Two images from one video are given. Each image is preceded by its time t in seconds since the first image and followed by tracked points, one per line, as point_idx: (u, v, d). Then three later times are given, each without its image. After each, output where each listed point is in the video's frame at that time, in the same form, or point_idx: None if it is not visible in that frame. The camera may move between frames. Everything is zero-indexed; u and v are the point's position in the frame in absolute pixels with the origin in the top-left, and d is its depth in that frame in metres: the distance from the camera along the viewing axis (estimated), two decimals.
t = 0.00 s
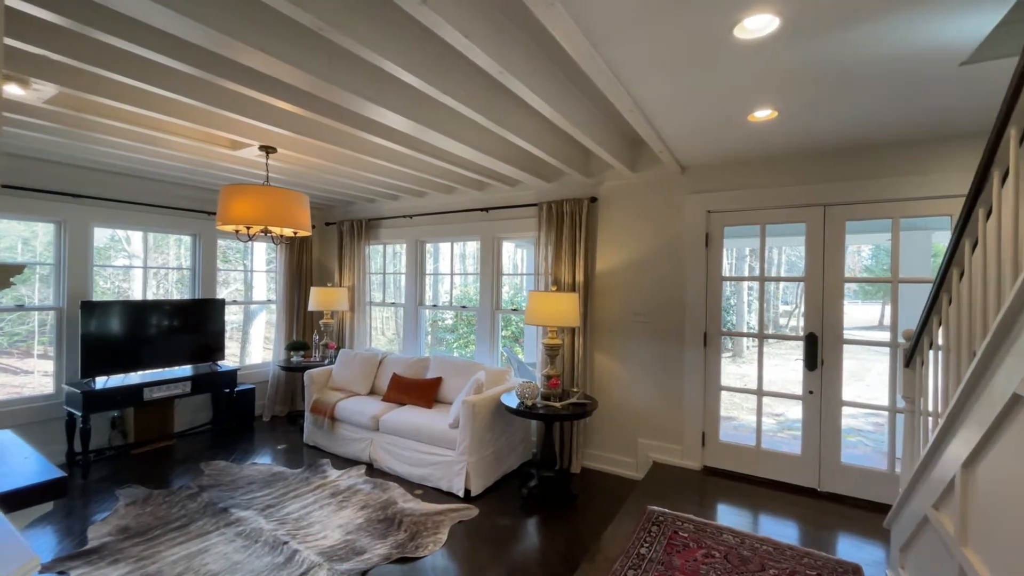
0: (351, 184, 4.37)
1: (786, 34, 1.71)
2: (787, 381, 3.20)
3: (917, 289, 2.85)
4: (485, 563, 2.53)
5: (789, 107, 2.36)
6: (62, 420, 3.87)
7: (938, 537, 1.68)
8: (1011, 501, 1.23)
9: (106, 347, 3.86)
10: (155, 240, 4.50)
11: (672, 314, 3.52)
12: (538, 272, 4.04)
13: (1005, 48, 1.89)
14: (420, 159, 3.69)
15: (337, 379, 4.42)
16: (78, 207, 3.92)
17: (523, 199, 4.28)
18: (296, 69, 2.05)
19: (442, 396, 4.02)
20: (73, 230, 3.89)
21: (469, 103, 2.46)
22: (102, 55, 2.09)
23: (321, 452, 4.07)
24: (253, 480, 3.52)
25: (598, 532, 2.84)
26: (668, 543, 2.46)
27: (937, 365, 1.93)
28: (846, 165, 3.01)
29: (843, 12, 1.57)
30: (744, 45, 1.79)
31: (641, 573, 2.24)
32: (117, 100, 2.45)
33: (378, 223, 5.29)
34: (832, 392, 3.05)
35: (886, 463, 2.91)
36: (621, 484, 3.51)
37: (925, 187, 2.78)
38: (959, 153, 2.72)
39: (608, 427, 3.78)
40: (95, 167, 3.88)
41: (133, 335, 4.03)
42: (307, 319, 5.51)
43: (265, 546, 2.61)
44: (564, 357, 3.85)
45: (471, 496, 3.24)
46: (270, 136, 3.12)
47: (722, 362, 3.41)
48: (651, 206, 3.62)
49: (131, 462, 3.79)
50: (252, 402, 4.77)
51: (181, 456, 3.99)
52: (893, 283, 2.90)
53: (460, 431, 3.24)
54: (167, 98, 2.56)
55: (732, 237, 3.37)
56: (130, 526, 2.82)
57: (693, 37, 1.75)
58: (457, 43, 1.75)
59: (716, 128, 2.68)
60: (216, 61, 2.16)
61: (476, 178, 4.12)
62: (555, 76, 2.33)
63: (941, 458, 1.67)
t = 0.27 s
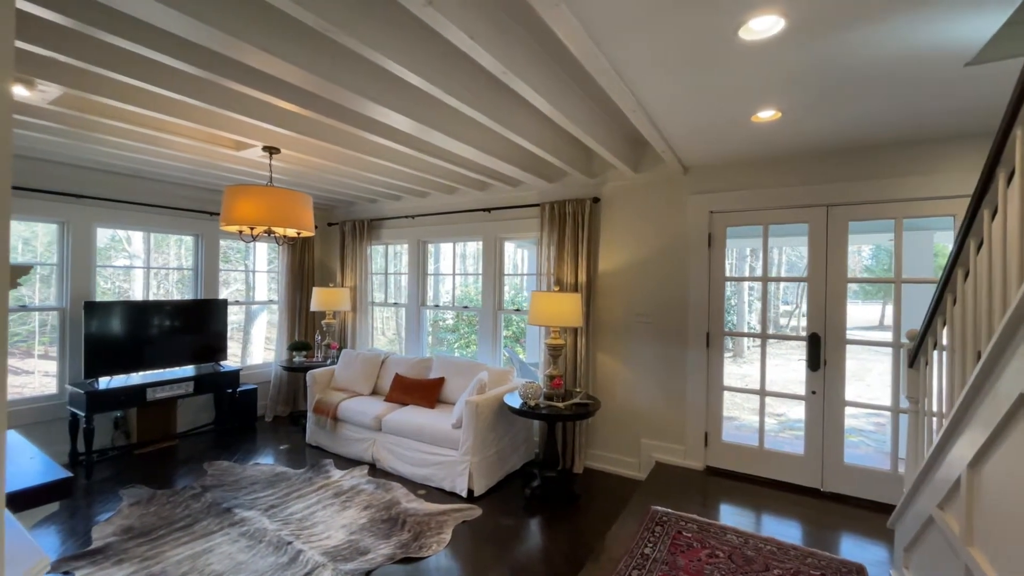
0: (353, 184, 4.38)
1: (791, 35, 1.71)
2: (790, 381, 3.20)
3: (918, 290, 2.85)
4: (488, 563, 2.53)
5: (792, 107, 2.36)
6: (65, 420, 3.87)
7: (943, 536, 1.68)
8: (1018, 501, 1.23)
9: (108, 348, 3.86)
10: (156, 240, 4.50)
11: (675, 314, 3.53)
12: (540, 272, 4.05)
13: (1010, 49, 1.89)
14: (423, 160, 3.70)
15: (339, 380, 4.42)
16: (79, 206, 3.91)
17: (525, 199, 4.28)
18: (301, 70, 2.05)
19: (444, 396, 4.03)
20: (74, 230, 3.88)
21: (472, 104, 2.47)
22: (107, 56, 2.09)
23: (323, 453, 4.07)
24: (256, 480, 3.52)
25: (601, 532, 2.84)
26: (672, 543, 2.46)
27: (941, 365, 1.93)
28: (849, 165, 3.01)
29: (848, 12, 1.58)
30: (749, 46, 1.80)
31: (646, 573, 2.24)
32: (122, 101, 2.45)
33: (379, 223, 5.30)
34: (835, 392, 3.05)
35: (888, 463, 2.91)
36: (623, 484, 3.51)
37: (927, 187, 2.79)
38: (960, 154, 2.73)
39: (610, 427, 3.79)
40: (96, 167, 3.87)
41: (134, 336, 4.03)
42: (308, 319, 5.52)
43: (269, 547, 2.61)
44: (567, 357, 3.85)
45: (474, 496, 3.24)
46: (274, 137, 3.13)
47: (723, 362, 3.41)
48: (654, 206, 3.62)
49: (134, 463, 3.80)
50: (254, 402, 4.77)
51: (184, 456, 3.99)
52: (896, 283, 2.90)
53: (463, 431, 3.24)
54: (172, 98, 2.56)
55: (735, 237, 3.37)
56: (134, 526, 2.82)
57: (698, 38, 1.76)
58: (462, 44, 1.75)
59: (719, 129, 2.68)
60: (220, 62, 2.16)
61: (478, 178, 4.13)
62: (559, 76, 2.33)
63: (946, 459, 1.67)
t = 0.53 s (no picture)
0: (357, 184, 4.39)
1: (797, 35, 1.72)
2: (794, 381, 3.20)
3: (922, 290, 2.85)
4: (493, 563, 2.54)
5: (797, 107, 2.37)
6: (70, 420, 3.89)
7: (949, 536, 1.68)
8: None
9: (111, 348, 3.88)
10: (158, 240, 4.50)
11: (679, 314, 3.53)
12: (543, 272, 4.05)
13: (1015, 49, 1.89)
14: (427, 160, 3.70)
15: (343, 379, 4.43)
16: (82, 207, 3.91)
17: (528, 200, 4.29)
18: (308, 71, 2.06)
19: (448, 396, 4.03)
20: (78, 230, 3.89)
21: (477, 104, 2.47)
22: (114, 57, 2.10)
23: (327, 452, 4.08)
24: (261, 479, 3.54)
25: (606, 532, 2.84)
26: (677, 543, 2.46)
27: (947, 365, 1.93)
28: (853, 165, 3.01)
29: (854, 13, 1.58)
30: (755, 47, 1.80)
31: (651, 572, 2.24)
32: (129, 102, 2.46)
33: (383, 224, 5.31)
34: (839, 392, 3.05)
35: (892, 464, 2.91)
36: (627, 484, 3.51)
37: (932, 187, 2.79)
38: (964, 154, 2.73)
39: (614, 427, 3.79)
40: (100, 167, 3.88)
41: (137, 336, 4.04)
42: (312, 319, 5.53)
43: (275, 545, 2.62)
44: (570, 357, 3.86)
45: (478, 496, 3.25)
46: (279, 137, 3.14)
47: (727, 362, 3.41)
48: (657, 206, 3.62)
49: (139, 462, 3.81)
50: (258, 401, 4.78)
51: (188, 455, 4.00)
52: (900, 283, 2.90)
53: (467, 431, 3.25)
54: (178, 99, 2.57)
55: (738, 238, 3.37)
56: (140, 525, 2.83)
57: (704, 39, 1.76)
58: (468, 44, 1.76)
59: (724, 129, 2.68)
60: (227, 63, 2.17)
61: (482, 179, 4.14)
62: (564, 76, 2.34)
63: (952, 458, 1.67)
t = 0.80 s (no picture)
0: (361, 184, 4.40)
1: (804, 35, 1.72)
2: (798, 381, 3.20)
3: (927, 290, 2.85)
4: (499, 562, 2.54)
5: (803, 107, 2.36)
6: (77, 419, 3.91)
7: (958, 536, 1.68)
8: None
9: (116, 348, 3.89)
10: (162, 240, 4.51)
11: (683, 314, 3.53)
12: (547, 272, 4.06)
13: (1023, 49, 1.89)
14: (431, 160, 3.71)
15: (347, 379, 4.44)
16: (88, 207, 3.93)
17: (533, 200, 4.29)
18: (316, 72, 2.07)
19: (452, 396, 4.04)
20: (85, 231, 3.91)
21: (483, 105, 2.48)
22: (123, 58, 2.12)
23: (332, 451, 4.09)
24: (267, 478, 3.55)
25: (611, 531, 2.85)
26: (683, 542, 2.47)
27: (954, 365, 1.93)
28: (858, 165, 3.00)
29: (860, 13, 1.58)
30: (761, 46, 1.80)
31: (657, 571, 2.25)
32: (137, 102, 2.48)
33: (387, 224, 5.32)
34: (845, 392, 3.04)
35: (898, 464, 2.90)
36: (632, 484, 3.51)
37: (938, 187, 2.78)
38: (971, 154, 2.72)
39: (618, 427, 3.79)
40: (106, 168, 3.90)
41: (142, 335, 4.06)
42: (316, 319, 5.55)
43: (281, 544, 2.63)
44: (575, 357, 3.86)
45: (483, 495, 3.25)
46: (285, 138, 3.15)
47: (732, 362, 3.41)
48: (662, 205, 3.62)
49: (146, 461, 3.83)
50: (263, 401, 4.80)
51: (194, 454, 4.02)
52: (906, 283, 2.89)
53: (472, 430, 3.26)
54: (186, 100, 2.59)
55: (743, 237, 3.37)
56: (148, 523, 2.85)
57: (711, 38, 1.76)
58: (475, 44, 1.76)
59: (729, 129, 2.68)
60: (234, 64, 2.19)
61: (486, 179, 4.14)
62: (570, 77, 2.34)
63: (960, 459, 1.67)
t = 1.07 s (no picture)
0: (369, 185, 4.42)
1: (815, 34, 1.72)
2: (807, 381, 3.18)
3: (937, 289, 2.83)
4: (507, 561, 2.55)
5: (813, 106, 2.36)
6: (90, 417, 3.97)
7: (970, 537, 1.67)
8: None
9: (126, 347, 3.93)
10: (170, 240, 4.55)
11: (691, 314, 3.52)
12: (555, 272, 4.06)
13: None
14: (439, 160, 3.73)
15: (355, 378, 4.47)
16: (99, 208, 3.97)
17: (540, 200, 4.30)
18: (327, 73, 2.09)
19: (460, 395, 4.05)
20: (97, 231, 3.96)
21: (492, 105, 2.49)
22: (137, 60, 2.15)
23: (340, 450, 4.12)
24: (276, 476, 3.58)
25: (619, 531, 2.85)
26: (692, 542, 2.47)
27: (966, 365, 1.92)
28: (868, 164, 2.99)
29: (871, 12, 1.58)
30: (771, 46, 1.80)
31: (666, 571, 2.25)
32: (150, 104, 2.51)
33: (394, 224, 5.35)
34: (855, 392, 3.03)
35: (908, 465, 2.89)
36: (640, 484, 3.51)
37: (949, 186, 2.76)
38: (983, 152, 2.70)
39: (626, 427, 3.79)
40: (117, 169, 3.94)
41: (152, 335, 4.10)
42: (324, 318, 5.58)
43: (292, 541, 2.66)
44: (582, 357, 3.86)
45: (491, 494, 3.26)
46: (295, 139, 3.18)
47: (740, 362, 3.40)
48: (670, 205, 3.62)
49: (157, 459, 3.88)
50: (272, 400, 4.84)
51: (205, 452, 4.06)
52: (917, 283, 2.87)
53: (480, 429, 3.27)
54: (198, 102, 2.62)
55: (752, 237, 3.36)
56: (160, 520, 2.89)
57: (721, 38, 1.76)
58: (486, 45, 1.77)
59: (738, 128, 2.68)
60: (246, 65, 2.21)
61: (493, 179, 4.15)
62: (579, 77, 2.35)
63: (972, 459, 1.66)
